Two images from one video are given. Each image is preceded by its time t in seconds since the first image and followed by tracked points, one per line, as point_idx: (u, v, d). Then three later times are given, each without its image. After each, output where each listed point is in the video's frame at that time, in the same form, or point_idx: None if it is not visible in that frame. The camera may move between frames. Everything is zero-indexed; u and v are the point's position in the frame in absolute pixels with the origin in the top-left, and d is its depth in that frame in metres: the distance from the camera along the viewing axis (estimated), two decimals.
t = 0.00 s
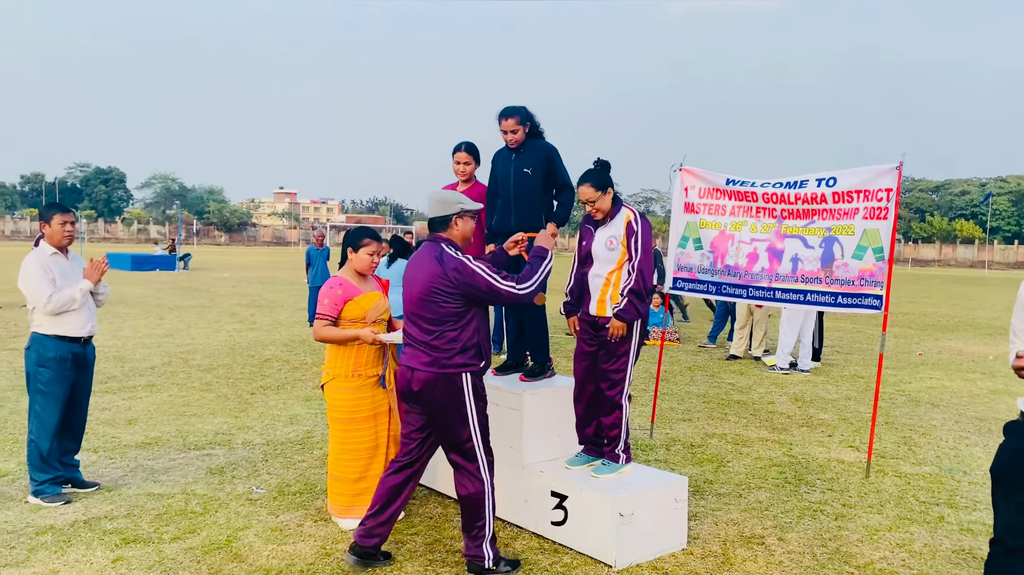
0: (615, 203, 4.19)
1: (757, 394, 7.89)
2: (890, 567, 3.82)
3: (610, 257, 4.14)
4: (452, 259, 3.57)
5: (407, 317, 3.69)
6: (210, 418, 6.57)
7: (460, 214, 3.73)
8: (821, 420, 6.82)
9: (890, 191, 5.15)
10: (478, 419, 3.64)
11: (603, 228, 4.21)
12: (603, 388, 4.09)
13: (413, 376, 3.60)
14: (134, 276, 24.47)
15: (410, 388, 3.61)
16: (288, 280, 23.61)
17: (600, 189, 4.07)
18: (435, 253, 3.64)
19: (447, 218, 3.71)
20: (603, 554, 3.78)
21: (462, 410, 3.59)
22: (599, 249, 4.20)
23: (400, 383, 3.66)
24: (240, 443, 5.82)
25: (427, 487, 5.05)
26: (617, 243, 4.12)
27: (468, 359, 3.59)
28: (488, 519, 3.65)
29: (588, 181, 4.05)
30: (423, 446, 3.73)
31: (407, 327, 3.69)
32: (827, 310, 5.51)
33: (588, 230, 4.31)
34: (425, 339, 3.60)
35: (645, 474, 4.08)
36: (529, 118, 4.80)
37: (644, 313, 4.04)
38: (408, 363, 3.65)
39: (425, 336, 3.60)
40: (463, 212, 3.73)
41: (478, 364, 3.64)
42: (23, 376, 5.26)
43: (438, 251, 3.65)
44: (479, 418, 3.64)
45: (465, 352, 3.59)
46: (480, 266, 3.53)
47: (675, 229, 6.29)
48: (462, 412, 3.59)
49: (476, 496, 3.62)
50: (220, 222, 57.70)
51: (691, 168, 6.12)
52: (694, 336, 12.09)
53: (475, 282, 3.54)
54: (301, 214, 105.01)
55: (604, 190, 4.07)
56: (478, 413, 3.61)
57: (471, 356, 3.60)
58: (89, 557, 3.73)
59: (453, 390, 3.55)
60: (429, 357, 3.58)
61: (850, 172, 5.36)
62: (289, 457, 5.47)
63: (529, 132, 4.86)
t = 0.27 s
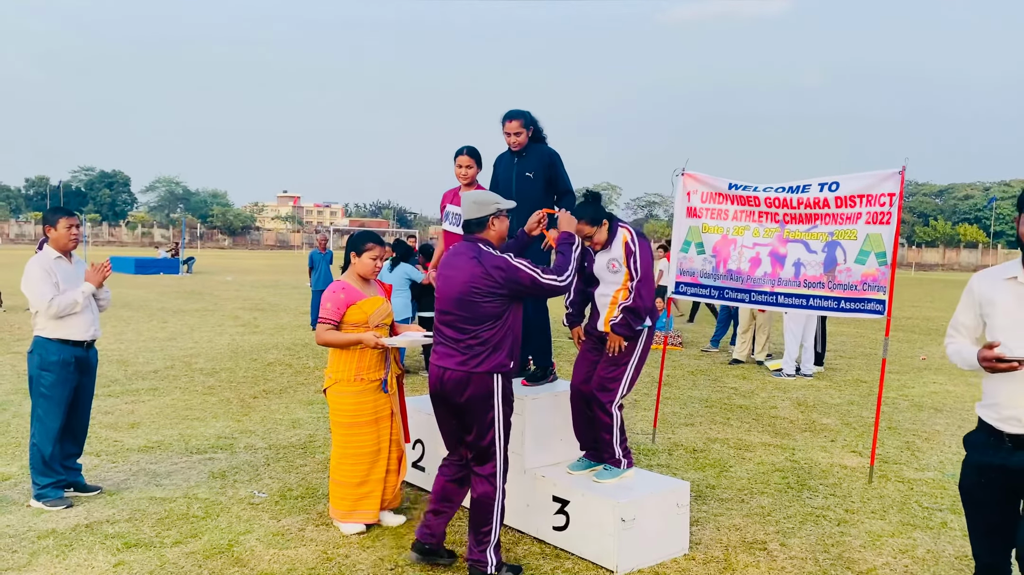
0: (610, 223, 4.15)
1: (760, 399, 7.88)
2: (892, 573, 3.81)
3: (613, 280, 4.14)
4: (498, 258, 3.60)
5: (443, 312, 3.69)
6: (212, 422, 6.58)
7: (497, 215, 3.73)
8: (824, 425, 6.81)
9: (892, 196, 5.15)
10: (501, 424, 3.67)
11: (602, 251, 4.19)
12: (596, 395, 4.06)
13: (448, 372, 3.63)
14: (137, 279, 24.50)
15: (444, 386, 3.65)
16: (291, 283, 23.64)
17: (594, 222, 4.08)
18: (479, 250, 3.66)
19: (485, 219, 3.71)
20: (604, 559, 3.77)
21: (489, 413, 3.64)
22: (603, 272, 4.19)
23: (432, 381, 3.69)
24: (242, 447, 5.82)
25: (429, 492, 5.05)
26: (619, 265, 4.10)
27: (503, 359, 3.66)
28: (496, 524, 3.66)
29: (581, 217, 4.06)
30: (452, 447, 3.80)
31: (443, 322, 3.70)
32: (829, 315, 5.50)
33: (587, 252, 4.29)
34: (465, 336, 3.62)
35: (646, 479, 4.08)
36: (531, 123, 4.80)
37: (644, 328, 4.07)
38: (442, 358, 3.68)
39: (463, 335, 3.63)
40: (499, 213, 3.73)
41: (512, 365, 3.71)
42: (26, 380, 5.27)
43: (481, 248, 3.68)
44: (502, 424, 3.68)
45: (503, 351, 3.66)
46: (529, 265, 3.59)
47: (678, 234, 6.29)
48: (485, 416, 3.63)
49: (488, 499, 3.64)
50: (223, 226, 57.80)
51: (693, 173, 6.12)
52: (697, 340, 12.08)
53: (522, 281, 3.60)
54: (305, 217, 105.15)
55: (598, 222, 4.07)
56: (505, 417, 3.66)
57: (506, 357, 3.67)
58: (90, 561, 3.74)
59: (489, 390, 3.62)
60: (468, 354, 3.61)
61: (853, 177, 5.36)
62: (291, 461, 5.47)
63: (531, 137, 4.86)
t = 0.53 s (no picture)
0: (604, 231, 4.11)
1: (763, 401, 7.87)
2: None
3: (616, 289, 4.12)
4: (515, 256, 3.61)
5: (458, 309, 3.69)
6: (214, 424, 6.59)
7: (516, 216, 3.73)
8: (826, 427, 6.80)
9: (895, 199, 5.15)
10: (507, 424, 3.67)
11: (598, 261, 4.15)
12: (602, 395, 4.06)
13: (461, 369, 3.63)
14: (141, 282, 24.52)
15: (455, 384, 3.65)
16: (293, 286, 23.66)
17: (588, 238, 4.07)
18: (496, 249, 3.67)
19: (504, 220, 3.72)
20: (606, 561, 3.77)
21: (497, 414, 3.64)
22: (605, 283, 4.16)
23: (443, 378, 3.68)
24: (244, 449, 5.82)
25: (431, 494, 5.05)
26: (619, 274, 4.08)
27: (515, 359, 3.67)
28: (498, 523, 3.65)
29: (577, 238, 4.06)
30: (459, 449, 3.82)
31: (458, 318, 3.70)
32: (832, 317, 5.50)
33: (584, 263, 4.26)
34: (479, 333, 3.63)
35: (648, 482, 4.07)
36: (534, 124, 4.79)
37: (650, 328, 4.06)
38: (456, 356, 3.69)
39: (476, 333, 3.63)
40: (517, 216, 3.74)
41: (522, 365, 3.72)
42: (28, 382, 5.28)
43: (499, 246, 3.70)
44: (508, 424, 3.67)
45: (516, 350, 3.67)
46: (547, 264, 3.61)
47: (680, 236, 6.28)
48: (490, 416, 3.64)
49: (492, 499, 3.64)
50: (226, 229, 57.89)
51: (695, 175, 6.11)
52: (699, 342, 12.07)
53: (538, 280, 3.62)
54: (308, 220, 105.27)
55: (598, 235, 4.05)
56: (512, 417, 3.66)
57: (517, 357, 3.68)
58: (92, 563, 3.74)
59: (500, 390, 3.62)
60: (481, 351, 3.62)
61: (855, 179, 5.36)
62: (293, 463, 5.47)
63: (533, 138, 4.85)
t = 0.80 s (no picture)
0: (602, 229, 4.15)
1: (765, 402, 7.87)
2: None
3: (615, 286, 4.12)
4: (523, 259, 3.62)
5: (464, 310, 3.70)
6: (217, 426, 6.60)
7: (526, 219, 3.75)
8: (828, 428, 6.80)
9: (896, 199, 5.16)
10: (512, 426, 3.67)
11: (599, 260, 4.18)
12: (610, 393, 4.08)
13: (467, 370, 3.64)
14: (143, 284, 24.55)
15: (460, 385, 3.66)
16: (296, 287, 23.67)
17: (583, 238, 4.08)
18: (504, 251, 3.68)
19: (514, 223, 3.72)
20: (609, 562, 3.77)
21: (501, 416, 3.65)
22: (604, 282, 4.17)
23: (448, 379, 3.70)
24: (247, 451, 5.83)
25: (433, 495, 5.05)
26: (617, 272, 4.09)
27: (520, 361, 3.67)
28: (501, 524, 3.66)
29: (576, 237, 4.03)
30: (462, 450, 3.82)
31: (464, 320, 3.71)
32: (834, 318, 5.51)
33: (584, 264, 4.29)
34: (486, 335, 3.64)
35: (651, 483, 4.08)
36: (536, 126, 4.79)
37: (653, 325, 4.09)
38: (462, 357, 3.70)
39: (482, 334, 3.64)
40: (527, 219, 3.75)
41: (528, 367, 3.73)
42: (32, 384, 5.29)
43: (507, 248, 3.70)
44: (513, 426, 3.67)
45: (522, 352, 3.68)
46: (555, 266, 3.62)
47: (681, 237, 6.28)
48: (495, 417, 3.64)
49: (496, 500, 3.65)
50: (228, 230, 57.94)
51: (697, 177, 6.10)
52: (701, 343, 12.07)
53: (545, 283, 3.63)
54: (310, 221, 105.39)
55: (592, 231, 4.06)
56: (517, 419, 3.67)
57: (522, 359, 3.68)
58: (95, 565, 3.75)
59: (504, 392, 3.63)
60: (487, 353, 3.63)
61: (857, 180, 5.36)
62: (295, 465, 5.48)
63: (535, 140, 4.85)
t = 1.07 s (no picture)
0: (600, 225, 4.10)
1: (767, 403, 7.86)
2: None
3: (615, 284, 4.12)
4: (526, 262, 3.62)
5: (468, 312, 3.71)
6: (220, 427, 6.60)
7: (531, 220, 3.73)
8: (831, 429, 6.80)
9: (899, 200, 5.16)
10: (514, 427, 3.67)
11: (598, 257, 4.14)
12: (614, 394, 4.08)
13: (469, 372, 3.65)
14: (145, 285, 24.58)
15: (463, 386, 3.67)
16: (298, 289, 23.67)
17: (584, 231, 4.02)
18: (507, 253, 3.68)
19: (519, 223, 3.72)
20: (612, 563, 3.77)
21: (505, 417, 3.65)
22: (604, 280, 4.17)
23: (451, 380, 3.71)
24: (249, 452, 5.83)
25: (435, 496, 5.05)
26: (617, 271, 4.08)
27: (523, 363, 3.67)
28: (505, 526, 3.66)
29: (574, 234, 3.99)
30: (465, 451, 3.81)
31: (468, 321, 3.73)
32: (836, 319, 5.51)
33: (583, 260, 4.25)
34: (488, 337, 3.64)
35: (654, 484, 4.07)
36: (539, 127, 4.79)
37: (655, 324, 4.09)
38: (464, 359, 3.71)
39: (485, 336, 3.64)
40: (533, 220, 3.74)
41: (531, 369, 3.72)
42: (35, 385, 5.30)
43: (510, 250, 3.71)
44: (516, 427, 3.67)
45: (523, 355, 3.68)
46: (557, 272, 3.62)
47: (684, 238, 6.27)
48: (498, 419, 3.64)
49: (499, 502, 3.65)
50: (231, 232, 57.99)
51: (699, 177, 6.09)
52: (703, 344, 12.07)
53: (547, 285, 3.63)
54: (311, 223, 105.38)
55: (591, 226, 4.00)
56: (520, 420, 3.67)
57: (525, 361, 3.68)
58: (99, 566, 3.75)
59: (507, 394, 3.63)
60: (489, 354, 3.63)
61: (859, 181, 5.37)
62: (298, 466, 5.48)
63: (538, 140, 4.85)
